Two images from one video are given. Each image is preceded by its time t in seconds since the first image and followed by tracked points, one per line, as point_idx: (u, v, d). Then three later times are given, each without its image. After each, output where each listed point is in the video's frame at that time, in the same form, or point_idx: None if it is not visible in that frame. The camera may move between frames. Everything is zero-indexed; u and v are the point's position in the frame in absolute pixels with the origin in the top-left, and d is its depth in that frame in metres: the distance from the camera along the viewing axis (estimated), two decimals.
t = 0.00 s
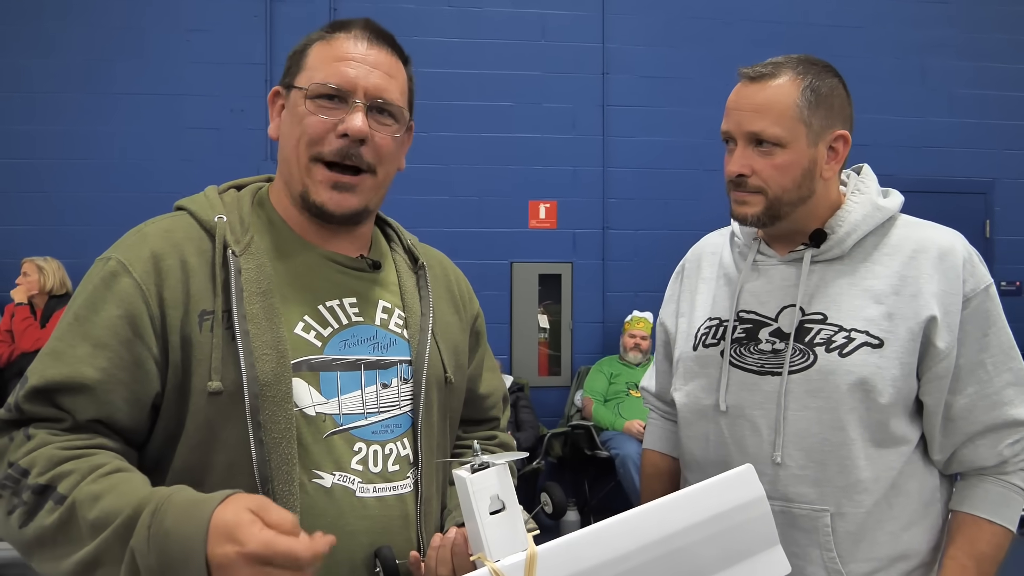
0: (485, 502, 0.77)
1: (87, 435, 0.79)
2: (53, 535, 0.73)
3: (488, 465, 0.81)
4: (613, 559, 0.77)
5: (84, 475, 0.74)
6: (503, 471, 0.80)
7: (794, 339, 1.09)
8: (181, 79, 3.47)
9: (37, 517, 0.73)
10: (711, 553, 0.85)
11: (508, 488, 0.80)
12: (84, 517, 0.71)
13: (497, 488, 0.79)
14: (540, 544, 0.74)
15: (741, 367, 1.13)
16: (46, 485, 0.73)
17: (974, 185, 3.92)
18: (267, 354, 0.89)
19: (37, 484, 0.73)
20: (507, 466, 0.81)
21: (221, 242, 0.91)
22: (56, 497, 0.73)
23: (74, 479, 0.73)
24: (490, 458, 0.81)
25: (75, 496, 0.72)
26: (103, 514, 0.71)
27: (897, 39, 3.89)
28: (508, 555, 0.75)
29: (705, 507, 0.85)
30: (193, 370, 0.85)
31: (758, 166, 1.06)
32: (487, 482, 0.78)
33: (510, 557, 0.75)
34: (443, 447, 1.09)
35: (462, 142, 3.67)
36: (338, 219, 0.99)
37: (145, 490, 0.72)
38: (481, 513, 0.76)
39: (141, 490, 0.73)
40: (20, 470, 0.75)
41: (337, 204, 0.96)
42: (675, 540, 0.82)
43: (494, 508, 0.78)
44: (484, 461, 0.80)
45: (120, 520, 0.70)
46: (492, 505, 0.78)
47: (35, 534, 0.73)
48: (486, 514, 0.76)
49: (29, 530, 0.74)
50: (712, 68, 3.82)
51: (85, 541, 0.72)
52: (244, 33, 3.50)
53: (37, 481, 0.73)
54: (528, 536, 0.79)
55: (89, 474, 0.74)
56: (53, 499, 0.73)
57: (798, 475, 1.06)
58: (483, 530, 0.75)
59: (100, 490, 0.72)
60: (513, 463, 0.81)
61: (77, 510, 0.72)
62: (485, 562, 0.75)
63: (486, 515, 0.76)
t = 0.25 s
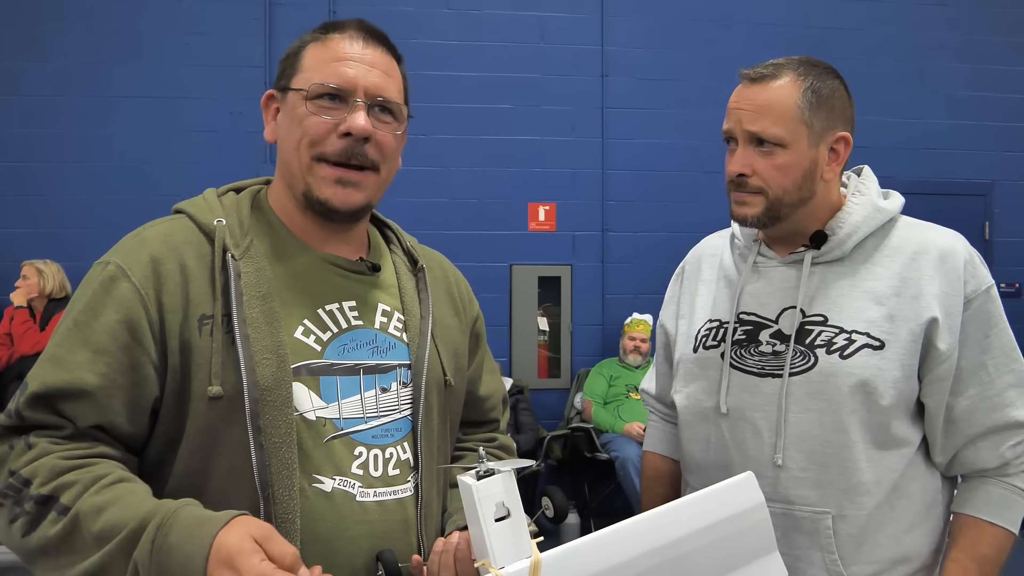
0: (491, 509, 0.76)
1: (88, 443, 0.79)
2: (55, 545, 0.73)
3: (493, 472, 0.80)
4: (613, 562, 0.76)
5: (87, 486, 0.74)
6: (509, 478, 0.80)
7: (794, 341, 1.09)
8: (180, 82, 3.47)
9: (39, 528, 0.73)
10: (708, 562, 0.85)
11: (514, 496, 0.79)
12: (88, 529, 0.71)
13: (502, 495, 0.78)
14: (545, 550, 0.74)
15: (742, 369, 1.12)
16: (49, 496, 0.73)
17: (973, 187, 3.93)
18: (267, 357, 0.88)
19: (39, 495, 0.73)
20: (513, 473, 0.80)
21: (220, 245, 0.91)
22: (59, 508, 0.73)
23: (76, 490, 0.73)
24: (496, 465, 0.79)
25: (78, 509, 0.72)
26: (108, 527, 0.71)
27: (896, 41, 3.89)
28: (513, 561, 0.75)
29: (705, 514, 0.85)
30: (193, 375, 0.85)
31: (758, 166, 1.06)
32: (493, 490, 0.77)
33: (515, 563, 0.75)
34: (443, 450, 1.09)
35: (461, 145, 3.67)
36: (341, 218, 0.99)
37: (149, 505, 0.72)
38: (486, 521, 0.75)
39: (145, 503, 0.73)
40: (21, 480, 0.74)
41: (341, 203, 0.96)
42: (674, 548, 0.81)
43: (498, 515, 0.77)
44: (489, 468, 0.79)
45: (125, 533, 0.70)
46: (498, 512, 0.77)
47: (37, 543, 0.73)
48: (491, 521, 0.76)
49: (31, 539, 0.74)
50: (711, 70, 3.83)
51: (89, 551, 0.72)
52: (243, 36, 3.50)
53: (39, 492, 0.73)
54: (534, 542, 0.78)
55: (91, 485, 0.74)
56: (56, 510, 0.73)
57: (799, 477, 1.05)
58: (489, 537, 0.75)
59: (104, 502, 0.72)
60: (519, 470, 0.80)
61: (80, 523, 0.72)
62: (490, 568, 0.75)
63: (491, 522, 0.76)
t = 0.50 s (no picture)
0: (491, 502, 0.76)
1: (81, 435, 0.78)
2: (50, 532, 0.73)
3: (493, 465, 0.79)
4: (613, 563, 0.76)
5: (78, 468, 0.73)
6: (508, 470, 0.79)
7: (793, 344, 1.09)
8: (180, 86, 3.48)
9: (32, 515, 0.73)
10: (703, 557, 0.83)
11: (514, 488, 0.79)
12: (79, 509, 0.71)
13: (502, 488, 0.78)
14: (547, 543, 0.73)
15: (741, 372, 1.12)
16: (40, 483, 0.73)
17: (972, 189, 3.93)
18: (264, 357, 0.88)
19: (30, 482, 0.73)
20: (513, 465, 0.80)
21: (215, 246, 0.90)
22: (50, 492, 0.72)
23: (67, 473, 0.73)
24: (495, 458, 0.79)
25: (68, 490, 0.72)
26: (98, 504, 0.70)
27: (895, 43, 3.90)
28: (514, 555, 0.74)
29: (701, 504, 0.84)
30: (190, 376, 0.84)
31: (757, 165, 1.06)
32: (493, 483, 0.77)
33: (516, 556, 0.74)
34: (444, 449, 1.09)
35: (460, 148, 3.67)
36: (340, 224, 0.99)
37: (138, 479, 0.72)
38: (487, 514, 0.75)
39: (134, 477, 0.72)
40: (13, 470, 0.74)
41: (342, 211, 0.96)
42: (668, 543, 0.80)
43: (499, 508, 0.77)
44: (489, 462, 0.79)
45: (116, 507, 0.69)
46: (498, 505, 0.77)
47: (31, 533, 0.73)
48: (492, 514, 0.75)
49: (24, 529, 0.73)
50: (710, 73, 3.83)
51: (82, 535, 0.72)
52: (243, 40, 3.51)
53: (30, 479, 0.73)
54: (535, 535, 0.78)
55: (82, 468, 0.73)
56: (46, 495, 0.72)
57: (799, 481, 1.05)
58: (490, 531, 0.74)
59: (93, 482, 0.72)
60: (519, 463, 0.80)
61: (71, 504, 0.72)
62: (492, 562, 0.74)
63: (492, 515, 0.75)
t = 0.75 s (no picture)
0: (491, 508, 0.76)
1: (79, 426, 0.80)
2: (50, 520, 0.74)
3: (493, 470, 0.78)
4: (613, 567, 0.76)
5: (72, 452, 0.75)
6: (508, 475, 0.79)
7: (794, 346, 1.08)
8: (182, 90, 3.49)
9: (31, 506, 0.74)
10: (704, 558, 0.84)
11: (513, 493, 0.78)
12: (74, 489, 0.72)
13: (502, 494, 0.77)
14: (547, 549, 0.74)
15: (742, 374, 1.12)
16: (36, 473, 0.74)
17: (974, 191, 3.92)
18: (263, 362, 0.88)
19: (27, 472, 0.74)
20: (512, 470, 0.79)
21: (212, 254, 0.91)
22: (47, 479, 0.73)
23: (61, 459, 0.74)
24: (495, 463, 0.78)
25: (62, 473, 0.73)
26: (91, 480, 0.72)
27: (896, 45, 3.89)
28: (514, 561, 0.75)
29: (701, 509, 0.84)
30: (188, 385, 0.85)
31: (756, 168, 1.06)
32: (493, 488, 0.76)
33: (516, 562, 0.75)
34: (443, 452, 1.09)
35: (462, 151, 3.68)
36: (345, 231, 0.99)
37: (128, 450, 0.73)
38: (487, 520, 0.74)
39: (124, 451, 0.74)
40: (12, 465, 0.76)
41: (348, 218, 0.96)
42: (671, 545, 0.80)
43: (499, 514, 0.76)
44: (489, 467, 0.78)
45: (109, 479, 0.71)
46: (498, 511, 0.77)
47: (31, 524, 0.74)
48: (492, 520, 0.75)
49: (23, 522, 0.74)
50: (711, 75, 3.83)
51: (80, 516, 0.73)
52: (244, 44, 3.52)
53: (28, 469, 0.74)
54: (535, 541, 0.78)
55: (76, 451, 0.75)
56: (43, 483, 0.74)
57: (799, 483, 1.05)
58: (490, 537, 0.74)
59: (86, 462, 0.73)
60: (518, 468, 0.79)
61: (66, 487, 0.73)
62: (492, 568, 0.74)
63: (492, 521, 0.75)
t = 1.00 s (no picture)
0: (486, 506, 0.76)
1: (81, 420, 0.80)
2: (56, 515, 0.75)
3: (488, 469, 0.80)
4: (613, 568, 0.76)
5: (77, 447, 0.75)
6: (504, 475, 0.80)
7: (796, 347, 1.08)
8: (187, 91, 3.51)
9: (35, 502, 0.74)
10: (712, 556, 0.84)
11: (510, 493, 0.79)
12: (80, 483, 0.73)
13: (498, 493, 0.78)
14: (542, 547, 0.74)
15: (744, 375, 1.12)
16: (39, 469, 0.75)
17: (980, 190, 3.90)
18: (264, 364, 0.88)
19: (32, 468, 0.75)
20: (508, 470, 0.80)
21: (214, 254, 0.91)
22: (51, 475, 0.74)
23: (66, 454, 0.74)
24: (491, 462, 0.79)
25: (66, 468, 0.73)
26: (96, 475, 0.72)
27: (900, 44, 3.88)
28: (510, 559, 0.75)
29: (705, 508, 0.84)
30: (190, 385, 0.86)
31: (757, 168, 1.06)
32: (488, 487, 0.77)
33: (511, 561, 0.75)
34: (444, 454, 1.09)
35: (465, 151, 3.68)
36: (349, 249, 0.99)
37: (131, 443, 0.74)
38: (483, 518, 0.75)
39: (128, 444, 0.75)
40: (16, 461, 0.77)
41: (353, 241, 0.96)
42: (678, 543, 0.81)
43: (495, 512, 0.77)
44: (485, 466, 0.79)
45: (115, 474, 0.72)
46: (494, 509, 0.77)
47: (37, 519, 0.74)
48: (488, 519, 0.76)
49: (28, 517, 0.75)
50: (714, 75, 3.82)
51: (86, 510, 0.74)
52: (248, 45, 3.54)
53: (32, 465, 0.75)
54: (530, 541, 0.78)
55: (80, 447, 0.76)
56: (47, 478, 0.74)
57: (802, 484, 1.05)
58: (486, 535, 0.75)
59: (91, 456, 0.74)
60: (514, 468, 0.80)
61: (71, 482, 0.73)
62: (487, 566, 0.74)
63: (488, 520, 0.76)
